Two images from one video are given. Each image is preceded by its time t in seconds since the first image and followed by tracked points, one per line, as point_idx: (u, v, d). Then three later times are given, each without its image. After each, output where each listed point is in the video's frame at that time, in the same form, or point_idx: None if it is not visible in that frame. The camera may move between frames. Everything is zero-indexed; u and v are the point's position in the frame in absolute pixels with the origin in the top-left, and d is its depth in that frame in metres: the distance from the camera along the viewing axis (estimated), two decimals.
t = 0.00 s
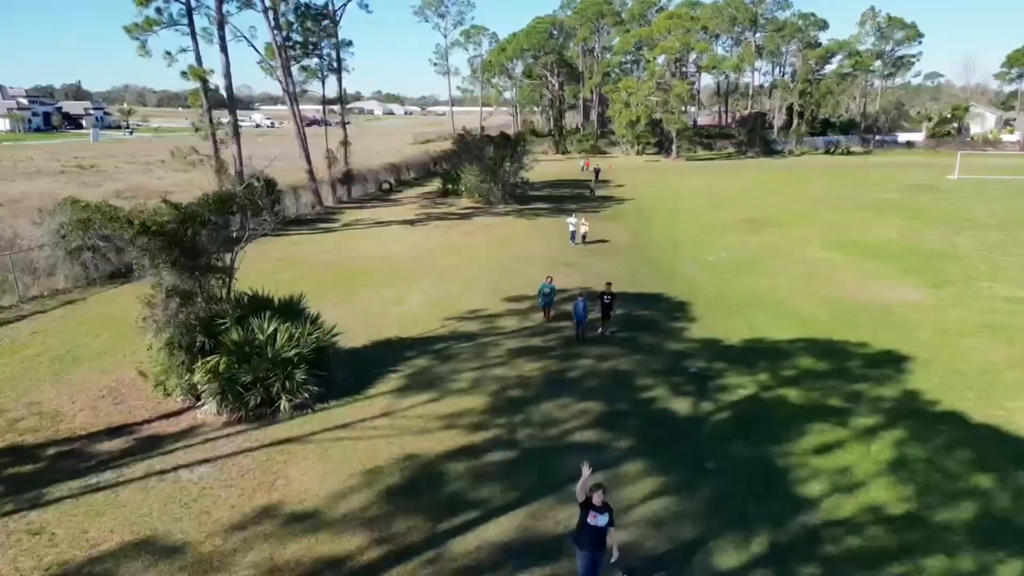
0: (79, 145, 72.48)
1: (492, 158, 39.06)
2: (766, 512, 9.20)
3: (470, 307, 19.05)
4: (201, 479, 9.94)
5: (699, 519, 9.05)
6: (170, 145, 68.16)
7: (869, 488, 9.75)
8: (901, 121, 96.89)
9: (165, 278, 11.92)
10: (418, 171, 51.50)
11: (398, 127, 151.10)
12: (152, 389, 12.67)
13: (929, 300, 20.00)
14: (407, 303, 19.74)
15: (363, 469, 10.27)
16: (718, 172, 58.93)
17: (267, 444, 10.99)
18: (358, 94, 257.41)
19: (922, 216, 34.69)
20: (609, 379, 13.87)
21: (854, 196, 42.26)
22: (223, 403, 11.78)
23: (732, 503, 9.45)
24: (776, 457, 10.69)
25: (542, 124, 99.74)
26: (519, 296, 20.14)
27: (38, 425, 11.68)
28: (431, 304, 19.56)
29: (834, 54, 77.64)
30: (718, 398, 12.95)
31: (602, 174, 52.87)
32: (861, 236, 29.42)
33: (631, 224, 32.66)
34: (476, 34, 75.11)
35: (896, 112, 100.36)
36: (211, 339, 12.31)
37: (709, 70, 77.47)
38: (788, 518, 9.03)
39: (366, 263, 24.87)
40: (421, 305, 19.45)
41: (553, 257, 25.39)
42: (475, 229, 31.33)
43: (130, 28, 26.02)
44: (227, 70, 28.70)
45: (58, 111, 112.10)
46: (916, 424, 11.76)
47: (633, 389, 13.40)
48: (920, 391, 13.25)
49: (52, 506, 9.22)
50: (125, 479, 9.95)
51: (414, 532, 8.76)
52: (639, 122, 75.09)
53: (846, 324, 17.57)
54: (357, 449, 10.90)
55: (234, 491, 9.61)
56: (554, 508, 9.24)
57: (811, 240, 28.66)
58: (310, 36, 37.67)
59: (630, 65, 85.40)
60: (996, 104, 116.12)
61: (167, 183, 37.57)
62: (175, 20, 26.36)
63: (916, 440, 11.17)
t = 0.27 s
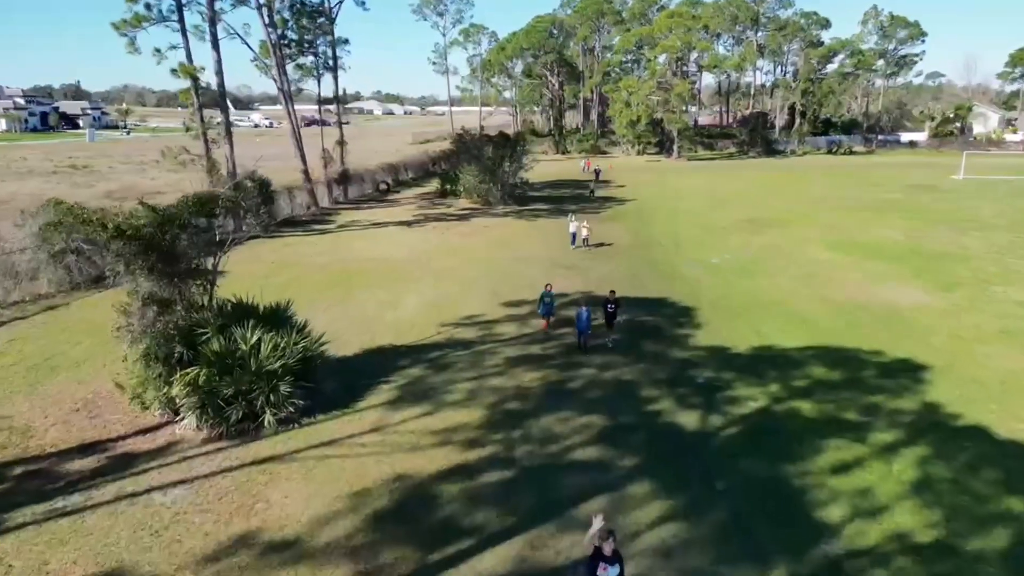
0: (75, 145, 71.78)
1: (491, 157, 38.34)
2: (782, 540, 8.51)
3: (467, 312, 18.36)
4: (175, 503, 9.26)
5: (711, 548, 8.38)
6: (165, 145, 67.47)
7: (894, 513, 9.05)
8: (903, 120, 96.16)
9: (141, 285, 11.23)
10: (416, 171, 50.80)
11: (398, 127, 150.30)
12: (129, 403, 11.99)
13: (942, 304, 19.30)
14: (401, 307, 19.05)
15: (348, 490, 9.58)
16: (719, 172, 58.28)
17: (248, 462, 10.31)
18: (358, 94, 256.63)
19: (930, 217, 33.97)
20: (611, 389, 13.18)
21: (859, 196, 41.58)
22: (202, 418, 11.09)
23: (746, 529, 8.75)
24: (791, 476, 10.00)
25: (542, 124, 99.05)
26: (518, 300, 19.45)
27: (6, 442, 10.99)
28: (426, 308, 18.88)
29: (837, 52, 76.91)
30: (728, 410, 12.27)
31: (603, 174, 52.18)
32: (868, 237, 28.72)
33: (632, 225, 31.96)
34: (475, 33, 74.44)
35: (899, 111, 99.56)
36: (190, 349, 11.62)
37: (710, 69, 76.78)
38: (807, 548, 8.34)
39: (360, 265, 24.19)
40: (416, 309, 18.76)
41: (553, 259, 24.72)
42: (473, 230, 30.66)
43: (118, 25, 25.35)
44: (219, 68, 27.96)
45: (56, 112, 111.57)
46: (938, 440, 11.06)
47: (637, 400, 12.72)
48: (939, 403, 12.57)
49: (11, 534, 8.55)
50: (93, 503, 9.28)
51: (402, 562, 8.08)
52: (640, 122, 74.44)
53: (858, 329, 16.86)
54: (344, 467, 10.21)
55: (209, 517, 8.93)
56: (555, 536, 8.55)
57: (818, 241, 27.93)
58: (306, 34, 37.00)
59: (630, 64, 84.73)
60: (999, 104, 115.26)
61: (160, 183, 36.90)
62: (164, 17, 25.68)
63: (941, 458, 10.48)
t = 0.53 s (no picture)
0: (71, 146, 71.06)
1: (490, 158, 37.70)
2: (802, 571, 7.89)
3: (464, 318, 17.74)
4: (148, 529, 8.64)
5: None
6: (162, 144, 66.80)
7: (919, 541, 8.44)
8: (905, 120, 95.48)
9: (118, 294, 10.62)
10: (414, 171, 50.17)
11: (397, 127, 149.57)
12: (106, 418, 11.37)
13: (956, 309, 18.68)
14: (397, 312, 18.41)
15: (335, 514, 8.97)
16: (721, 172, 57.65)
17: (230, 483, 9.69)
18: (358, 94, 255.90)
19: (938, 218, 33.33)
20: (615, 402, 12.55)
21: (863, 197, 40.93)
22: (182, 435, 10.48)
23: (762, 559, 8.13)
24: (808, 498, 9.39)
25: (542, 124, 98.37)
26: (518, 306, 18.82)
27: None
28: (423, 313, 18.24)
29: (839, 52, 76.24)
30: (738, 425, 11.66)
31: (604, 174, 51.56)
32: (875, 239, 28.08)
33: (634, 227, 31.33)
34: (474, 32, 73.83)
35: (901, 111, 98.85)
36: (170, 361, 11.00)
37: (711, 68, 76.11)
38: None
39: (356, 267, 23.57)
40: (412, 313, 18.13)
41: (553, 262, 24.08)
42: (472, 232, 30.04)
43: (107, 22, 24.73)
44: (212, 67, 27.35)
45: (52, 111, 110.87)
46: (962, 458, 10.45)
47: (642, 414, 12.10)
48: (960, 417, 11.96)
49: None
50: (62, 529, 8.66)
51: None
52: (640, 122, 73.82)
53: (870, 337, 16.23)
54: (330, 488, 9.59)
55: (185, 546, 8.31)
56: (555, 567, 7.93)
57: (824, 243, 27.31)
58: (301, 32, 36.36)
59: (631, 64, 84.07)
60: (1002, 103, 114.46)
61: (154, 184, 36.30)
62: (154, 14, 25.07)
63: (966, 478, 9.86)
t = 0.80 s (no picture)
0: (66, 146, 70.20)
1: (489, 158, 36.83)
2: None
3: (461, 326, 16.91)
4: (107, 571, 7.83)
5: None
6: (158, 144, 66.00)
7: None
8: (909, 120, 94.61)
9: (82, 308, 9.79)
10: (412, 171, 49.34)
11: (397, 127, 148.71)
12: (72, 441, 10.55)
13: (975, 317, 17.83)
14: (392, 318, 17.56)
15: (314, 552, 8.15)
16: (724, 173, 56.82)
17: (202, 516, 8.89)
18: (357, 93, 255.05)
19: (948, 220, 32.47)
20: (621, 422, 11.70)
21: (869, 198, 40.05)
22: (152, 461, 9.66)
23: None
24: (834, 533, 8.56)
25: (542, 123, 97.49)
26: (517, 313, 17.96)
27: None
28: (418, 318, 17.40)
29: (843, 51, 75.33)
30: (753, 447, 10.84)
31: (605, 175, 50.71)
32: (886, 241, 27.22)
33: (636, 229, 30.46)
34: (474, 31, 73.00)
35: (905, 111, 97.92)
36: (140, 380, 10.19)
37: (713, 68, 75.23)
38: None
39: (351, 271, 22.72)
40: (407, 320, 17.28)
41: (553, 266, 23.22)
42: (470, 235, 29.20)
43: (92, 18, 23.93)
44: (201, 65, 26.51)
45: (49, 111, 110.04)
46: (998, 486, 9.62)
47: (649, 434, 11.28)
48: (990, 438, 11.13)
49: None
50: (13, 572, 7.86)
51: None
52: (642, 122, 72.98)
53: (889, 347, 15.38)
54: (310, 522, 8.77)
55: None
56: None
57: (833, 246, 26.45)
58: (296, 30, 35.52)
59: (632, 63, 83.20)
60: (1006, 103, 113.46)
61: (145, 185, 35.48)
62: (141, 9, 24.25)
63: (1005, 510, 9.04)
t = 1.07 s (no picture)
0: (61, 146, 69.40)
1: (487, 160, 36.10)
2: None
3: (457, 335, 16.16)
4: None
5: None
6: (154, 144, 65.25)
7: None
8: (912, 120, 93.87)
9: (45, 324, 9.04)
10: (410, 172, 48.60)
11: (395, 127, 147.90)
12: (36, 466, 9.80)
13: (995, 326, 17.08)
14: (385, 327, 16.79)
15: None
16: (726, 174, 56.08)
17: (171, 553, 8.14)
18: (357, 94, 254.41)
19: (958, 223, 31.71)
20: (627, 442, 10.95)
21: (876, 200, 39.29)
22: (120, 490, 8.92)
23: None
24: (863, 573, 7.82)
25: (542, 124, 96.73)
26: (516, 322, 17.21)
27: None
28: (413, 328, 16.64)
29: (846, 50, 74.54)
30: (769, 470, 10.10)
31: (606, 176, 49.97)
32: (896, 246, 26.46)
33: (640, 233, 29.71)
34: (473, 30, 72.26)
35: (908, 111, 97.14)
36: (108, 401, 9.46)
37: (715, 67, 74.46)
38: None
39: (345, 277, 21.96)
40: (401, 329, 16.52)
41: (554, 272, 22.48)
42: (468, 238, 28.46)
43: (77, 15, 23.19)
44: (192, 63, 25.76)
45: (46, 110, 109.23)
46: None
47: (657, 455, 10.54)
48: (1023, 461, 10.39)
49: None
50: None
51: None
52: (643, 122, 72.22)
53: (908, 360, 14.63)
54: (289, 560, 8.03)
55: None
56: None
57: (842, 251, 25.70)
58: (291, 28, 34.76)
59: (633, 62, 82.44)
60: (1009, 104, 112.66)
61: (137, 186, 34.73)
62: (129, 6, 23.50)
63: None
